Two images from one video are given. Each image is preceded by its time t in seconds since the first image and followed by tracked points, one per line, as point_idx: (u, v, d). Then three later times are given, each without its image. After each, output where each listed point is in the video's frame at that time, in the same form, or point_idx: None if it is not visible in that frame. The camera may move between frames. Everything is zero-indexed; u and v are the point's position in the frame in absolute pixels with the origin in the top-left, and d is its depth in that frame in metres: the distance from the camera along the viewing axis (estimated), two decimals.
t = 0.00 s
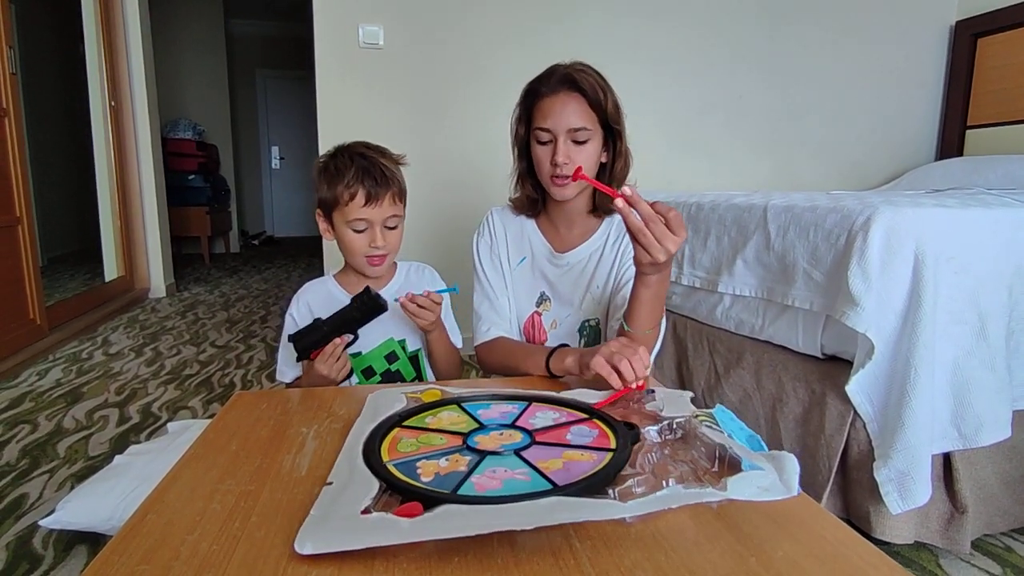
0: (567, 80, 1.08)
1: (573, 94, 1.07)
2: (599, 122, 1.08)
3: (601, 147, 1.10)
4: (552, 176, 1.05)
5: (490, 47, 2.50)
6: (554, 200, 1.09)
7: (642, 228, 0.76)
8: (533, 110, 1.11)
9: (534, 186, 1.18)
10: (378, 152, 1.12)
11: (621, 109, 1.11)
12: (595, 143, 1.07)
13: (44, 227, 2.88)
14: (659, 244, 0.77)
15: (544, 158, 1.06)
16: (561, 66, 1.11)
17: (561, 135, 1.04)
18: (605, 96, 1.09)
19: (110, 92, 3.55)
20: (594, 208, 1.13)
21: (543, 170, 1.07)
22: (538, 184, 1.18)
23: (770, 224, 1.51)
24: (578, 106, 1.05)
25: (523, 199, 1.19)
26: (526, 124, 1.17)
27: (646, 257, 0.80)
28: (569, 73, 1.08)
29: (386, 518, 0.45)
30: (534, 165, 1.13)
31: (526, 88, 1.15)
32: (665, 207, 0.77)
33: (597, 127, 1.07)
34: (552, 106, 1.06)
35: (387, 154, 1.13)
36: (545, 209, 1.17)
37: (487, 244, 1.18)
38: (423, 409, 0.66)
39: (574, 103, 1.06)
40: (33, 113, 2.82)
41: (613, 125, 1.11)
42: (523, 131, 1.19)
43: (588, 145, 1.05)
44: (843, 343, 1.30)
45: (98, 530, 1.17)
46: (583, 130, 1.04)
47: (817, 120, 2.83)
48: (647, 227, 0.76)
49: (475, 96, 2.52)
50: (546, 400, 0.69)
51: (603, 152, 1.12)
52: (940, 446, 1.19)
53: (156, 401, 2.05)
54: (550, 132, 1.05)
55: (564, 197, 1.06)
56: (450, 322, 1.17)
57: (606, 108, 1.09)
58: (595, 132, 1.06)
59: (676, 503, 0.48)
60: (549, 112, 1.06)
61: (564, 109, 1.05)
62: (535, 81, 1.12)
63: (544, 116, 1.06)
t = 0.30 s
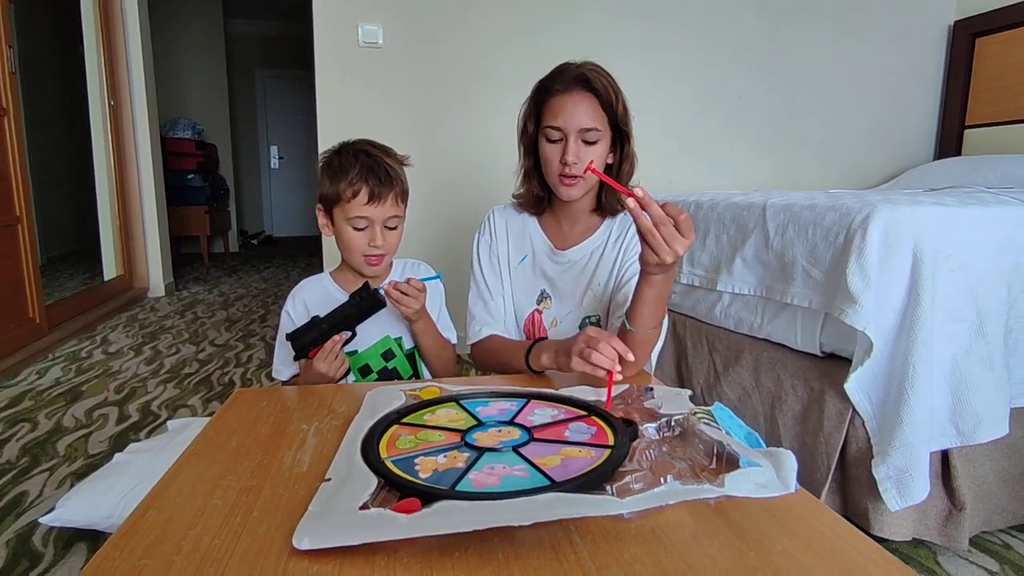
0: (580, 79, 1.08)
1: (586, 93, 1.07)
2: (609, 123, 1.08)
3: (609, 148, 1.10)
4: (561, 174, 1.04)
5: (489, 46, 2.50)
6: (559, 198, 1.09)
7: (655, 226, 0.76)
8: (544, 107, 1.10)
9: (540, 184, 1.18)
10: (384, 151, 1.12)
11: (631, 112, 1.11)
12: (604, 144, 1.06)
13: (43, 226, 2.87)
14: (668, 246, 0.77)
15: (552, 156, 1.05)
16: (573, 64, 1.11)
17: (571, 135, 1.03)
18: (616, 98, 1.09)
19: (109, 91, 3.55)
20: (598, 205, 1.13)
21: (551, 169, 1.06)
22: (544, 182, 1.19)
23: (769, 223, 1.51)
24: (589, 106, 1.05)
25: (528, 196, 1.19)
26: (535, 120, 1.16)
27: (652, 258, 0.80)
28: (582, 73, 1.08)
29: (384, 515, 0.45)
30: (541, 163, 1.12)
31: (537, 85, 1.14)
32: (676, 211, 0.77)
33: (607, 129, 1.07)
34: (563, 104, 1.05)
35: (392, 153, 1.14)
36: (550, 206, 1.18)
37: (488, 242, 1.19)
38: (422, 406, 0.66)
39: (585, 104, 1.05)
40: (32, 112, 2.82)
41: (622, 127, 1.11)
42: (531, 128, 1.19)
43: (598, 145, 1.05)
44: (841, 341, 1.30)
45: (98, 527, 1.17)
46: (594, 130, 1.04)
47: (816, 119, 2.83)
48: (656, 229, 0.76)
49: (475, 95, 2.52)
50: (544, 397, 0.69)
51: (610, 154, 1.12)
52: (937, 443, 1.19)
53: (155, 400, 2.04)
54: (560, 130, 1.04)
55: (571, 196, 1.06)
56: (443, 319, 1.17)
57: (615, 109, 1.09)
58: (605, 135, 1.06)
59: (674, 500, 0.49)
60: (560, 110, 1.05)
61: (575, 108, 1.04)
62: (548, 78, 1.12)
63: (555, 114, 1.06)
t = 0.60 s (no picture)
0: (585, 79, 1.08)
1: (590, 93, 1.07)
2: (611, 124, 1.08)
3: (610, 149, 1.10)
4: (562, 173, 1.03)
5: (486, 44, 2.50)
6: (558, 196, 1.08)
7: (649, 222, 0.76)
8: (547, 105, 1.10)
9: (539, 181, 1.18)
10: (377, 149, 1.12)
11: (632, 115, 1.12)
12: (605, 145, 1.06)
13: (40, 226, 2.87)
14: (657, 244, 0.77)
15: (554, 156, 1.04)
16: (578, 63, 1.11)
17: (574, 136, 1.02)
18: (619, 100, 1.10)
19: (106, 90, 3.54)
20: (596, 206, 1.13)
21: (552, 168, 1.05)
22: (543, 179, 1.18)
23: (766, 221, 1.51)
24: (592, 106, 1.05)
25: (528, 193, 1.19)
26: (538, 118, 1.15)
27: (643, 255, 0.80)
28: (587, 73, 1.08)
29: (378, 515, 0.45)
30: (542, 162, 1.11)
31: (541, 83, 1.14)
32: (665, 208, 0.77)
33: (609, 131, 1.06)
34: (567, 104, 1.04)
35: (386, 151, 1.13)
36: (548, 204, 1.17)
37: (484, 242, 1.19)
38: (417, 405, 0.66)
39: (587, 105, 1.04)
40: (28, 111, 2.81)
41: (622, 129, 1.11)
42: (533, 126, 1.18)
43: (599, 146, 1.04)
44: (838, 340, 1.30)
45: (93, 527, 1.17)
46: (596, 131, 1.03)
47: (813, 118, 2.84)
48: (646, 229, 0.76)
49: (472, 93, 2.52)
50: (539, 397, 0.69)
51: (611, 155, 1.12)
52: (934, 442, 1.19)
53: (152, 400, 2.04)
54: (563, 130, 1.03)
55: (570, 196, 1.05)
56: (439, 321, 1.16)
57: (617, 112, 1.10)
58: (607, 136, 1.05)
59: (669, 499, 0.49)
60: (564, 110, 1.04)
61: (577, 109, 1.04)
62: (551, 76, 1.11)
63: (559, 113, 1.05)
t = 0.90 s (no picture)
0: (581, 79, 1.07)
1: (587, 93, 1.06)
2: (608, 123, 1.08)
3: (607, 147, 1.10)
4: (557, 172, 1.03)
5: (484, 44, 2.50)
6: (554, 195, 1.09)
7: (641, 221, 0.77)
8: (544, 104, 1.10)
9: (536, 179, 1.18)
10: (372, 148, 1.12)
11: (630, 115, 1.12)
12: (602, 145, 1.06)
13: (36, 225, 2.86)
14: (658, 237, 0.77)
15: (551, 155, 1.04)
16: (575, 62, 1.11)
17: (570, 135, 1.02)
18: (616, 100, 1.10)
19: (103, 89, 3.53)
20: (593, 204, 1.13)
21: (548, 166, 1.05)
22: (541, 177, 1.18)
23: (763, 220, 1.51)
24: (589, 106, 1.05)
25: (525, 192, 1.19)
26: (535, 117, 1.15)
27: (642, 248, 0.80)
28: (584, 73, 1.08)
29: (373, 513, 0.45)
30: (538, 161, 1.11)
31: (538, 82, 1.14)
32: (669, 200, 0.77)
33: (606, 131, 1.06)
34: (564, 103, 1.04)
35: (380, 150, 1.13)
36: (545, 202, 1.18)
37: (482, 240, 1.20)
38: (414, 404, 0.66)
39: (584, 104, 1.04)
40: (25, 110, 2.80)
41: (619, 128, 1.11)
42: (530, 124, 1.18)
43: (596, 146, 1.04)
44: (835, 339, 1.30)
45: (90, 527, 1.17)
46: (592, 131, 1.03)
47: (810, 117, 2.84)
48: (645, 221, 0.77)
49: (469, 92, 2.51)
50: (536, 395, 0.69)
51: (609, 153, 1.12)
52: (930, 440, 1.20)
53: (149, 399, 2.04)
54: (560, 129, 1.04)
55: (567, 194, 1.05)
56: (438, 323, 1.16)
57: (615, 111, 1.10)
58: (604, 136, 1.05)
59: (664, 496, 0.49)
60: (560, 109, 1.04)
61: (574, 109, 1.04)
62: (550, 75, 1.11)
63: (556, 112, 1.05)
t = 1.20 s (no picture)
0: (583, 75, 1.07)
1: (588, 90, 1.06)
2: (609, 121, 1.08)
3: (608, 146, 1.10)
4: (558, 169, 1.03)
5: (483, 43, 2.50)
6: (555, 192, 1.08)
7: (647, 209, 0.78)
8: (545, 101, 1.10)
9: (537, 177, 1.18)
10: (369, 149, 1.12)
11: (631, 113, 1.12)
12: (603, 142, 1.06)
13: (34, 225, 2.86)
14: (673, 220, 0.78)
15: (551, 151, 1.05)
16: (577, 60, 1.11)
17: (572, 132, 1.03)
18: (617, 98, 1.10)
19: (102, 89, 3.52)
20: (593, 204, 1.13)
21: (548, 163, 1.05)
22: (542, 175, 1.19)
23: (761, 219, 1.52)
24: (590, 103, 1.05)
25: (526, 190, 1.20)
26: (536, 114, 1.15)
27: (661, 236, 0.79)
28: (585, 70, 1.08)
29: (372, 513, 0.45)
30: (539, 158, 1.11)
31: (539, 79, 1.14)
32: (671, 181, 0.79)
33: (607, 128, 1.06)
34: (565, 100, 1.04)
35: (378, 151, 1.13)
36: (545, 201, 1.18)
37: (481, 242, 1.20)
38: (413, 404, 0.66)
39: (585, 102, 1.04)
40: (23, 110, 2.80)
41: (620, 126, 1.11)
42: (531, 122, 1.18)
43: (596, 144, 1.04)
44: (834, 338, 1.30)
45: (89, 528, 1.17)
46: (593, 129, 1.03)
47: (809, 117, 2.84)
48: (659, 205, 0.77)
49: (468, 92, 2.51)
50: (535, 395, 0.69)
51: (609, 152, 1.12)
52: (928, 439, 1.20)
53: (148, 399, 2.04)
54: (560, 126, 1.04)
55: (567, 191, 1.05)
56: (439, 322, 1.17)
57: (615, 109, 1.09)
58: (605, 134, 1.05)
59: (662, 496, 0.49)
60: (562, 105, 1.04)
61: (575, 106, 1.04)
62: (551, 73, 1.11)
63: (557, 109, 1.05)
